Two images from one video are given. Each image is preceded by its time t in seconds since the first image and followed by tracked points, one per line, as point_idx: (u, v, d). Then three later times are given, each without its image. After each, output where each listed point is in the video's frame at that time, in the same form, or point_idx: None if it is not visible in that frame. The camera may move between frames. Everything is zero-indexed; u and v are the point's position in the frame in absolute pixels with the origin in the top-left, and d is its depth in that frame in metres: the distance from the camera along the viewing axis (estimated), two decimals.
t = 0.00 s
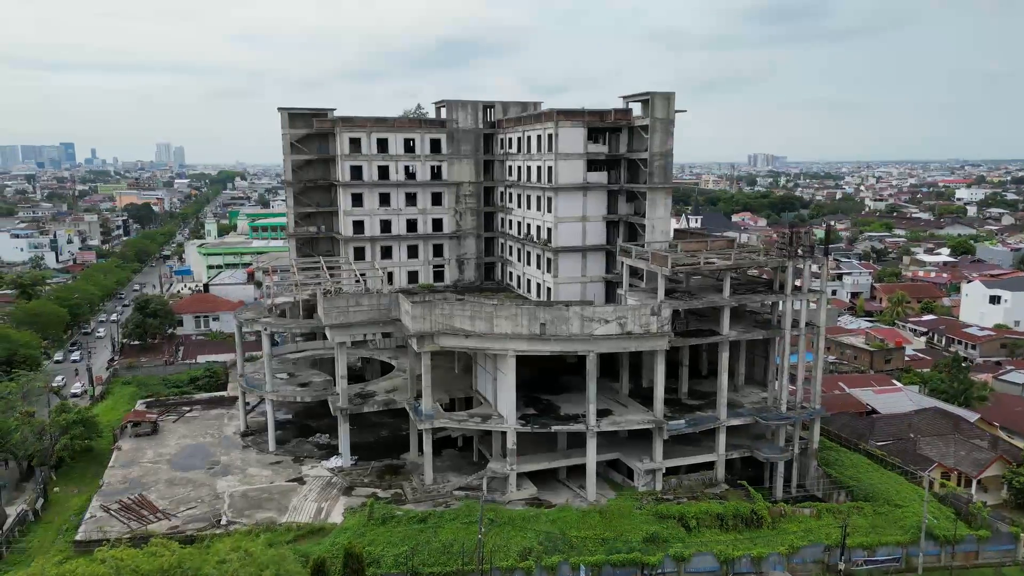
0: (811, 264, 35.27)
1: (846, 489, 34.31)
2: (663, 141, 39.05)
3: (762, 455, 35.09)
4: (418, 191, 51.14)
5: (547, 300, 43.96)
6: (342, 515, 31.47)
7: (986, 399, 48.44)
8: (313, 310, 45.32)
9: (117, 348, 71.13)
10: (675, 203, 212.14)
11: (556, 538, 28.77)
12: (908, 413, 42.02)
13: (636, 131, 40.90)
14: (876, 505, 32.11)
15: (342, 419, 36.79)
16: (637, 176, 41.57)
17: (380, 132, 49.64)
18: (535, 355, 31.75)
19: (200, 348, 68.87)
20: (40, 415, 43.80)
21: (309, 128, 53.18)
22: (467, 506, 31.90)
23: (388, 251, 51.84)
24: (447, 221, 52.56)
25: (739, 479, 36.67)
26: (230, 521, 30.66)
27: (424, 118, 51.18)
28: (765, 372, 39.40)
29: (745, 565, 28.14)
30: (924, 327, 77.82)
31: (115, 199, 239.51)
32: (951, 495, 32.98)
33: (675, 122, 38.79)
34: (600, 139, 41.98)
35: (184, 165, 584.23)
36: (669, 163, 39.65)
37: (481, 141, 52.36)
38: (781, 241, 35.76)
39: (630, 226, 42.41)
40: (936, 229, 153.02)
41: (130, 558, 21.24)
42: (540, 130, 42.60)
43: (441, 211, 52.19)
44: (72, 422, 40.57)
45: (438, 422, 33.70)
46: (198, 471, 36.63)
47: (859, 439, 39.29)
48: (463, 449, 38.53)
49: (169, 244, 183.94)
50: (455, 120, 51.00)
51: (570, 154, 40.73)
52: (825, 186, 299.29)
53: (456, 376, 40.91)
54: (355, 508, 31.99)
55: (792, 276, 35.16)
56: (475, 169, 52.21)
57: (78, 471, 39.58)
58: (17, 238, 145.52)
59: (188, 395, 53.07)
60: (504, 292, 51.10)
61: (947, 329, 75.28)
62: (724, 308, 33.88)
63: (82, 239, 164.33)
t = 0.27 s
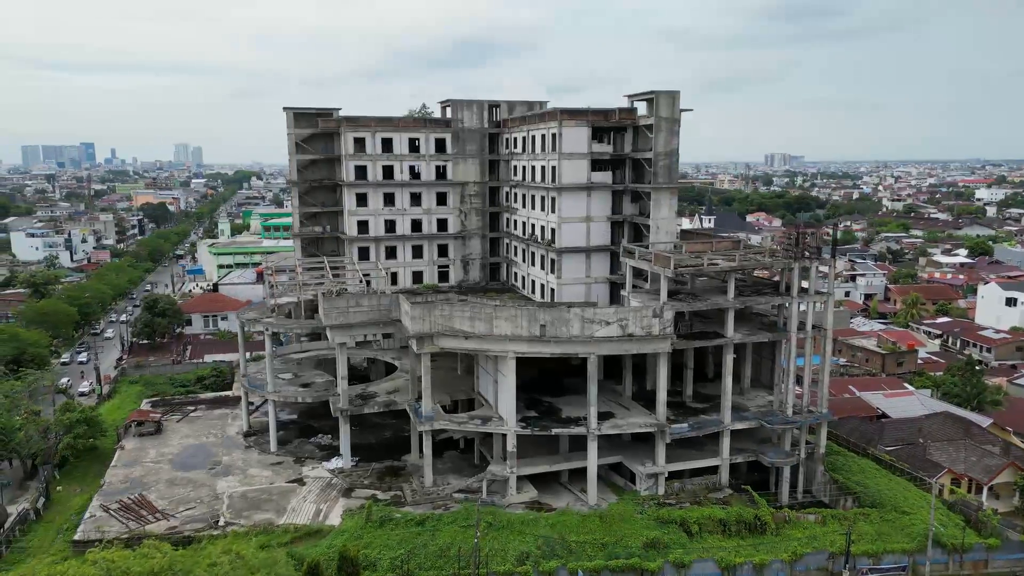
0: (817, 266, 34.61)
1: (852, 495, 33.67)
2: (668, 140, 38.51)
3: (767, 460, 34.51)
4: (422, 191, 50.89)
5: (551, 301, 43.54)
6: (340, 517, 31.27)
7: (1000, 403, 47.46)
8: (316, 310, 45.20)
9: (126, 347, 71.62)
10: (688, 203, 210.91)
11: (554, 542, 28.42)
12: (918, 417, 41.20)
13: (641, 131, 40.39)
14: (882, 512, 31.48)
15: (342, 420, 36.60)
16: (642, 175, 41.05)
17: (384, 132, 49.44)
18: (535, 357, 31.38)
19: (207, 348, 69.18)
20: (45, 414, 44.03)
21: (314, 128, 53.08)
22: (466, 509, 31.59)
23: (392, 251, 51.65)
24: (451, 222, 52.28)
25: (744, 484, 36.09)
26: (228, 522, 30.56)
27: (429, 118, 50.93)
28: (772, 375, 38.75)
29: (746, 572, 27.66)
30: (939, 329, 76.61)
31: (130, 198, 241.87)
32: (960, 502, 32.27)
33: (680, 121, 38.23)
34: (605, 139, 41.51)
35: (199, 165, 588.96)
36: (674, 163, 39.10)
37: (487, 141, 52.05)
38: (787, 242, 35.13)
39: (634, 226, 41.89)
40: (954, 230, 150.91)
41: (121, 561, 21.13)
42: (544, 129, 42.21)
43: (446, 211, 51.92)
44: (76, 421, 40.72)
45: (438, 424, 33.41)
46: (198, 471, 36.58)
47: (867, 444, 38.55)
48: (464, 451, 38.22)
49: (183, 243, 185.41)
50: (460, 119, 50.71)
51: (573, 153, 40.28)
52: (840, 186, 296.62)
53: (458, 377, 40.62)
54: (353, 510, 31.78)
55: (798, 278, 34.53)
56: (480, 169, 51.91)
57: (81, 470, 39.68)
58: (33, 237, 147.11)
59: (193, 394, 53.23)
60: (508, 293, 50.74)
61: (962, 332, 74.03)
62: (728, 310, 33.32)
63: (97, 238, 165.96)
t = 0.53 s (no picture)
0: (824, 267, 34.00)
1: (859, 501, 33.03)
2: (672, 140, 38.01)
3: (772, 465, 33.94)
4: (427, 191, 50.67)
5: (555, 303, 43.14)
6: (338, 520, 31.08)
7: (1014, 408, 46.50)
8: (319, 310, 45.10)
9: (135, 345, 72.11)
10: (701, 203, 209.63)
11: (552, 547, 28.09)
12: (929, 422, 40.40)
13: (645, 130, 39.93)
14: (889, 519, 30.84)
15: (343, 421, 36.42)
16: (647, 176, 40.58)
17: (389, 132, 49.29)
18: (535, 359, 31.04)
19: (215, 347, 69.51)
20: (51, 413, 44.29)
21: (320, 127, 53.04)
22: (465, 512, 31.30)
23: (397, 251, 51.45)
24: (456, 222, 52.00)
25: (749, 489, 35.53)
26: (226, 524, 30.45)
27: (434, 118, 50.73)
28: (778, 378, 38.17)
29: None
30: (953, 332, 75.41)
31: (145, 198, 244.08)
32: (969, 509, 31.58)
33: (685, 120, 37.72)
34: (610, 139, 41.07)
35: (214, 165, 593.42)
36: (679, 163, 38.59)
37: (492, 141, 51.77)
38: (792, 243, 34.54)
39: (639, 227, 41.42)
40: (973, 231, 148.64)
41: (113, 562, 21.02)
42: (549, 129, 41.86)
43: (451, 211, 51.66)
44: (80, 420, 40.86)
45: (437, 426, 33.15)
46: (200, 471, 36.58)
47: (876, 449, 37.84)
48: (466, 453, 37.94)
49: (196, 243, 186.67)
50: (465, 119, 50.45)
51: (577, 153, 39.87)
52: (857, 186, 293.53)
53: (460, 379, 40.34)
54: (352, 512, 31.59)
55: (804, 280, 33.94)
56: (485, 169, 51.63)
57: (85, 469, 39.83)
58: (48, 236, 148.57)
59: (199, 394, 53.41)
60: (513, 294, 50.38)
61: (977, 335, 72.80)
62: (732, 312, 32.81)
63: (112, 237, 167.56)
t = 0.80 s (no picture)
0: (831, 269, 33.36)
1: (866, 507, 32.41)
2: (677, 139, 37.49)
3: (777, 470, 33.41)
4: (432, 191, 50.43)
5: (558, 304, 42.73)
6: (337, 522, 30.90)
7: None
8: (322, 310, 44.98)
9: (144, 344, 72.46)
10: (714, 203, 208.18)
11: (551, 552, 27.75)
12: (939, 427, 39.63)
13: (650, 130, 39.43)
14: (897, 526, 30.23)
15: (344, 422, 36.26)
16: (652, 176, 40.09)
17: (393, 132, 49.09)
18: (535, 361, 30.72)
19: (222, 346, 69.72)
20: (56, 412, 44.47)
21: (325, 127, 52.93)
22: (464, 515, 31.02)
23: (402, 252, 51.26)
24: (461, 222, 51.73)
25: (753, 493, 35.00)
26: (224, 525, 30.35)
27: (439, 117, 50.48)
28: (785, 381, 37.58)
29: None
30: (968, 335, 74.20)
31: (159, 198, 246.03)
32: (978, 517, 30.93)
33: (690, 120, 37.17)
34: (614, 138, 40.62)
35: (228, 165, 597.48)
36: (684, 163, 38.07)
37: (497, 141, 51.47)
38: (798, 245, 33.94)
39: (644, 228, 40.94)
40: (992, 232, 146.33)
41: (105, 564, 20.91)
42: (553, 128, 41.46)
43: (456, 212, 51.39)
44: (84, 419, 41.01)
45: (437, 428, 32.90)
46: (200, 472, 36.54)
47: (884, 454, 37.16)
48: (467, 455, 37.67)
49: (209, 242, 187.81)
50: (470, 119, 50.15)
51: (581, 153, 39.46)
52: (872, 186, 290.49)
53: (462, 381, 40.05)
54: (350, 514, 31.40)
55: (810, 282, 33.33)
56: (490, 169, 51.37)
57: (88, 468, 39.95)
58: (62, 235, 149.87)
59: (204, 393, 53.51)
60: (517, 295, 50.04)
61: (992, 338, 71.57)
62: (736, 314, 32.30)
63: (125, 237, 168.94)
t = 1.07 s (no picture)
0: (837, 272, 32.73)
1: (872, 514, 31.74)
2: (681, 139, 36.95)
3: (781, 475, 32.83)
4: (436, 191, 50.17)
5: (562, 306, 42.29)
6: (335, 524, 30.69)
7: None
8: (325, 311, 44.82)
9: (152, 344, 72.81)
10: (727, 203, 206.76)
11: (549, 557, 27.38)
12: (950, 433, 38.82)
13: (655, 130, 38.93)
14: (904, 534, 29.58)
15: (344, 424, 36.08)
16: (656, 176, 39.58)
17: (398, 132, 48.90)
18: (535, 364, 30.39)
19: (229, 346, 69.91)
20: (61, 411, 44.67)
21: (330, 127, 52.81)
22: (463, 519, 30.72)
23: (406, 252, 51.04)
24: (466, 223, 51.42)
25: (758, 499, 34.44)
26: (222, 526, 30.24)
27: (444, 117, 50.23)
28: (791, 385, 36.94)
29: None
30: (983, 338, 73.00)
31: (173, 198, 248.01)
32: (988, 525, 30.21)
33: (695, 119, 36.61)
34: (618, 138, 40.16)
35: (242, 166, 601.46)
36: (689, 163, 37.53)
37: (502, 141, 51.14)
38: (804, 247, 33.32)
39: (649, 229, 40.42)
40: (1010, 233, 144.09)
41: (96, 566, 20.78)
42: (557, 128, 41.07)
43: (460, 212, 51.09)
44: (88, 418, 41.17)
45: (437, 430, 32.64)
46: (201, 472, 36.48)
47: (892, 460, 36.43)
48: (469, 458, 37.35)
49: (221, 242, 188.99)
50: (475, 119, 49.85)
51: (585, 153, 39.02)
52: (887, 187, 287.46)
53: (464, 382, 39.73)
54: (349, 517, 31.18)
55: (816, 285, 32.69)
56: (495, 169, 51.04)
57: (91, 468, 40.05)
58: (77, 235, 151.24)
59: (209, 393, 53.59)
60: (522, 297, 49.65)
61: (1008, 342, 70.32)
62: (739, 317, 31.76)
63: (139, 237, 170.38)
